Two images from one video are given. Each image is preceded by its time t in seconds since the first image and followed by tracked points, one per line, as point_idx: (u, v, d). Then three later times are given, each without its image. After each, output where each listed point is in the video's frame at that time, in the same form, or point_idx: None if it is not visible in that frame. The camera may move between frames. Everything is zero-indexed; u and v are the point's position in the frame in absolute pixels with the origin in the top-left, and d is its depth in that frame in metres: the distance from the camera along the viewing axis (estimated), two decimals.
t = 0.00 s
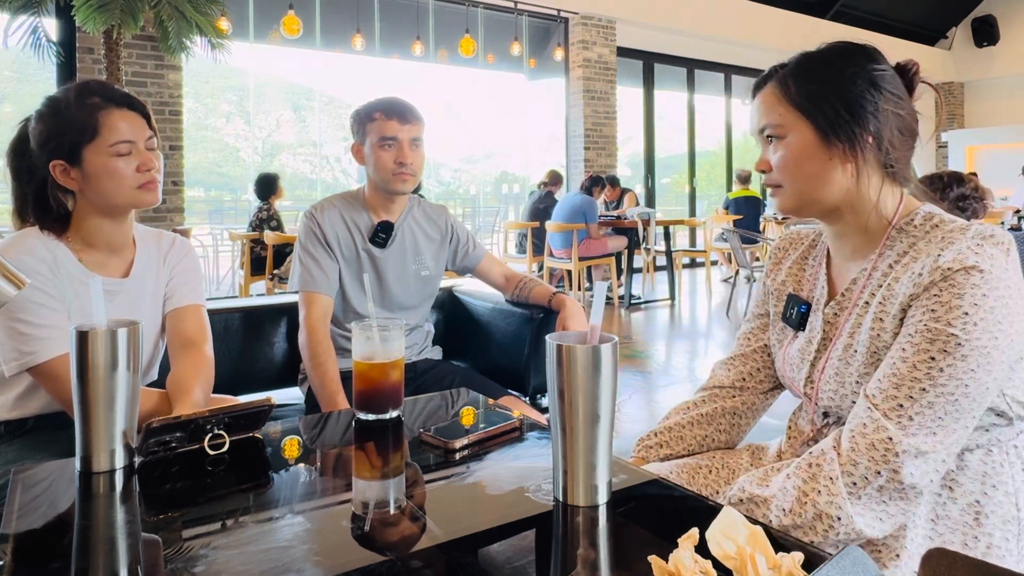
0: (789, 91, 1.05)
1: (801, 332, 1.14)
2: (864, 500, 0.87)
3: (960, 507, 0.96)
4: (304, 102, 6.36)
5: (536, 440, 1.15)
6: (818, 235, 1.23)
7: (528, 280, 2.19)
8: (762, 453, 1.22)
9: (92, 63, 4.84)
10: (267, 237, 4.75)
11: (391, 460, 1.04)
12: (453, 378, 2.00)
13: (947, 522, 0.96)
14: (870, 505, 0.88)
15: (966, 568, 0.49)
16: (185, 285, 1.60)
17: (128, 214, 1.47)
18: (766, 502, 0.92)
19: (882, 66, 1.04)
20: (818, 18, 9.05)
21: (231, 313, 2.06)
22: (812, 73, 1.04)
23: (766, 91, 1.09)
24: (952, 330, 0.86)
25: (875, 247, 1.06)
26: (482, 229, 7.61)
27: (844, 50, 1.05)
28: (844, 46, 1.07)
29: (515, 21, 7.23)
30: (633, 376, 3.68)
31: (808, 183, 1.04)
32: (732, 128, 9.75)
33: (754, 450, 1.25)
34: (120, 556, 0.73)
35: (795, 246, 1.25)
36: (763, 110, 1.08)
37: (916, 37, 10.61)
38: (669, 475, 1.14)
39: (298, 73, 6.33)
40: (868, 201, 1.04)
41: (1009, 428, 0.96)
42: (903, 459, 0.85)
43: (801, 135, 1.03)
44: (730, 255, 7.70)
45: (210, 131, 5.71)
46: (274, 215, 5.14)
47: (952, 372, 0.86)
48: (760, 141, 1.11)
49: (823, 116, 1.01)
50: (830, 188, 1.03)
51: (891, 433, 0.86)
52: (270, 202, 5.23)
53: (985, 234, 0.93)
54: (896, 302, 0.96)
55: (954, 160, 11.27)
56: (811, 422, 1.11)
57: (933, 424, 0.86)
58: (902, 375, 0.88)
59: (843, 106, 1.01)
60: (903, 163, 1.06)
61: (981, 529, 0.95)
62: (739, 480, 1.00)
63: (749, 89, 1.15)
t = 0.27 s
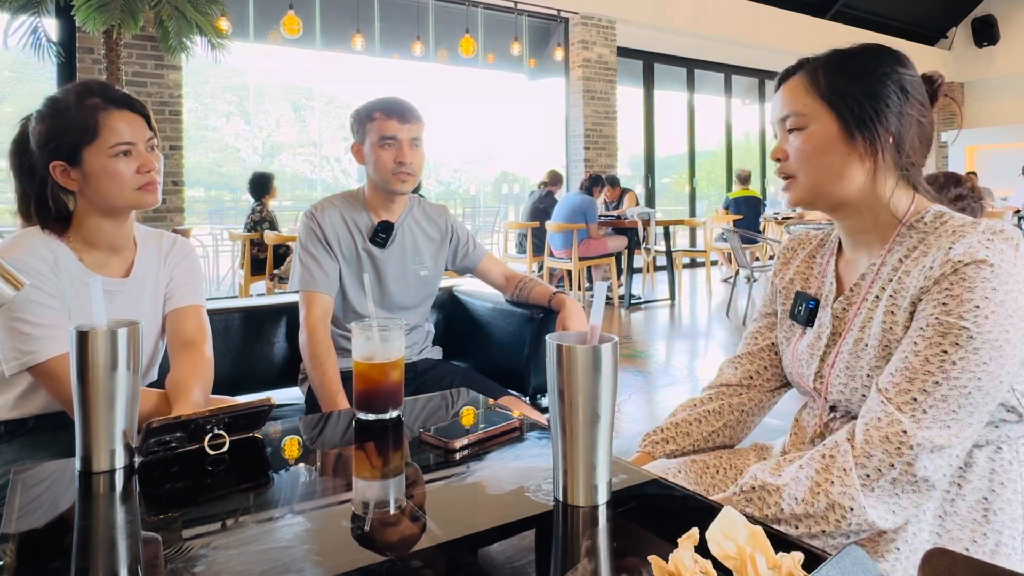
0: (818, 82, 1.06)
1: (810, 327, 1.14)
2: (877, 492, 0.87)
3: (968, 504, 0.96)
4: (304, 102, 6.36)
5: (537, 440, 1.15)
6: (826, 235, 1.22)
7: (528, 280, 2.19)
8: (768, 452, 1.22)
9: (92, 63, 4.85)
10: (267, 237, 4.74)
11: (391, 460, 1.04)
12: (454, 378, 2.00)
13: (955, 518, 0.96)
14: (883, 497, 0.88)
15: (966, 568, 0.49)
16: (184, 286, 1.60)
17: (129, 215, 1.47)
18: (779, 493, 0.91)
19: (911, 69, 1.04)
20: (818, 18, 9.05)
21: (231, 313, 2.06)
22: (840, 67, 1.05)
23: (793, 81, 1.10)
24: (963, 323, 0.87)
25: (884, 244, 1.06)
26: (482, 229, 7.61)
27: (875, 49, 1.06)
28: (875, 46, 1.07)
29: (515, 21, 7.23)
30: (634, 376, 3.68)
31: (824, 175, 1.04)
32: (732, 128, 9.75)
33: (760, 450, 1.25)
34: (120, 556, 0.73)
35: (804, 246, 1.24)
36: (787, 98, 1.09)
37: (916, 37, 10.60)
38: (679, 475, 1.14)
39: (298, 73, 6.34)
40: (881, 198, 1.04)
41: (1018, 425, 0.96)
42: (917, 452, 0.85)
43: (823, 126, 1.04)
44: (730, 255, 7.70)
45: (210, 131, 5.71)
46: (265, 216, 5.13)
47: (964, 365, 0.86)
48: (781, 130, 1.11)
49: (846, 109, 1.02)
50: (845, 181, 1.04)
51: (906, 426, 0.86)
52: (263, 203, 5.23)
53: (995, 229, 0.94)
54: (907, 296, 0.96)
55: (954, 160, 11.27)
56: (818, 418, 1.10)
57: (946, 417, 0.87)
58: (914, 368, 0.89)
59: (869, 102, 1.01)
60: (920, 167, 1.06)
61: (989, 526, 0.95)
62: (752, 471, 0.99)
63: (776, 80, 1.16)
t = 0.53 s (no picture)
0: (831, 78, 1.05)
1: (810, 323, 1.14)
2: (876, 483, 0.87)
3: (965, 501, 0.96)
4: (304, 102, 6.36)
5: (536, 440, 1.15)
6: (829, 234, 1.23)
7: (528, 280, 2.20)
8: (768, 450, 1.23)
9: (92, 63, 4.84)
10: (267, 237, 4.74)
11: (391, 460, 1.04)
12: (453, 377, 2.00)
13: (952, 515, 0.96)
14: (881, 488, 0.87)
15: (966, 568, 0.48)
16: (185, 286, 1.60)
17: (129, 214, 1.47)
18: (779, 483, 0.91)
19: (922, 70, 1.05)
20: (818, 18, 9.05)
21: (231, 313, 2.06)
22: (853, 64, 1.05)
23: (804, 77, 1.10)
24: (963, 316, 0.87)
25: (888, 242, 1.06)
26: (482, 229, 7.61)
27: (887, 48, 1.06)
28: (886, 45, 1.08)
29: (515, 21, 7.23)
30: (634, 376, 3.68)
31: (835, 170, 1.04)
32: (732, 128, 9.75)
33: (760, 448, 1.25)
34: (120, 556, 0.73)
35: (805, 245, 1.24)
36: (798, 94, 1.09)
37: (916, 37, 10.59)
38: (681, 474, 1.14)
39: (298, 73, 6.33)
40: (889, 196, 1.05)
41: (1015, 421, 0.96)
42: (916, 443, 0.85)
43: (835, 122, 1.04)
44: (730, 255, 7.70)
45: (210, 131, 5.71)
46: (259, 217, 5.13)
47: (964, 358, 0.86)
48: (791, 126, 1.11)
49: (859, 105, 1.02)
50: (855, 178, 1.04)
51: (905, 417, 0.86)
52: (258, 203, 5.23)
53: (995, 225, 0.95)
54: (908, 290, 0.97)
55: (954, 159, 11.27)
56: (817, 415, 1.10)
57: (946, 411, 0.87)
58: (914, 361, 0.89)
59: (881, 99, 1.01)
60: (926, 167, 1.06)
61: (987, 523, 0.95)
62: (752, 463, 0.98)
63: (786, 77, 1.16)
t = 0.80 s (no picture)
0: (830, 76, 1.06)
1: (807, 325, 1.14)
2: (871, 484, 0.87)
3: (964, 502, 0.96)
4: (304, 102, 6.36)
5: (536, 440, 1.15)
6: (827, 236, 1.22)
7: (528, 280, 2.20)
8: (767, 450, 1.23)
9: (92, 63, 4.85)
10: (267, 237, 4.74)
11: (391, 460, 1.04)
12: (453, 377, 2.00)
13: (949, 515, 0.96)
14: (877, 490, 0.87)
15: (966, 568, 0.49)
16: (185, 285, 1.60)
17: (129, 214, 1.47)
18: (773, 483, 0.92)
19: (921, 70, 1.05)
20: (818, 18, 9.05)
21: (231, 313, 2.06)
22: (852, 63, 1.05)
23: (804, 76, 1.10)
24: (957, 316, 0.87)
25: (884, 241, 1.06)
26: (482, 229, 7.61)
27: (888, 48, 1.06)
28: (887, 45, 1.08)
29: (515, 21, 7.23)
30: (633, 376, 3.68)
31: (832, 168, 1.04)
32: (732, 128, 9.75)
33: (758, 449, 1.25)
34: (120, 556, 0.73)
35: (803, 247, 1.24)
36: (797, 92, 1.09)
37: (917, 37, 10.59)
38: (676, 473, 1.14)
39: (298, 73, 6.34)
40: (885, 195, 1.05)
41: (1013, 422, 0.96)
42: (911, 444, 0.85)
43: (833, 119, 1.04)
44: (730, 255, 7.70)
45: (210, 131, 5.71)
46: (258, 217, 5.11)
47: (958, 358, 0.86)
48: (789, 124, 1.11)
49: (858, 102, 1.02)
50: (851, 175, 1.04)
51: (900, 418, 0.86)
52: (255, 204, 5.21)
53: (989, 223, 0.94)
54: (903, 290, 0.97)
55: (954, 159, 11.28)
56: (816, 416, 1.10)
57: (941, 411, 0.87)
58: (908, 361, 0.89)
59: (880, 98, 1.01)
60: (924, 167, 1.06)
61: (985, 523, 0.95)
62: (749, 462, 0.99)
63: (785, 77, 1.16)
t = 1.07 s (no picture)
0: (824, 75, 1.06)
1: (805, 327, 1.14)
2: (870, 487, 0.88)
3: (962, 503, 0.96)
4: (304, 102, 6.36)
5: (536, 440, 1.15)
6: (824, 236, 1.23)
7: (528, 280, 2.20)
8: (768, 451, 1.23)
9: (92, 63, 4.85)
10: (267, 237, 4.73)
11: (391, 460, 1.04)
12: (453, 377, 2.00)
13: (949, 518, 0.96)
14: (874, 493, 0.88)
15: (967, 568, 0.49)
16: (184, 285, 1.60)
17: (129, 214, 1.47)
18: (773, 486, 0.91)
19: (917, 71, 1.05)
20: (818, 18, 9.05)
21: (231, 313, 2.06)
22: (847, 63, 1.05)
23: (799, 76, 1.10)
24: (956, 319, 0.87)
25: (880, 241, 1.05)
26: (482, 229, 7.61)
27: (883, 48, 1.06)
28: (882, 46, 1.08)
29: (515, 21, 7.23)
30: (634, 376, 3.68)
31: (826, 167, 1.04)
32: (732, 128, 9.74)
33: (757, 449, 1.25)
34: (120, 556, 0.73)
35: (801, 247, 1.24)
36: (792, 92, 1.09)
37: (917, 37, 10.59)
38: (675, 476, 1.15)
39: (299, 73, 6.34)
40: (880, 195, 1.04)
41: (1011, 423, 0.96)
42: (911, 448, 0.85)
43: (826, 118, 1.04)
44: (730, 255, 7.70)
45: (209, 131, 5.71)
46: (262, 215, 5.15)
47: (958, 361, 0.86)
48: (784, 124, 1.11)
49: (852, 103, 1.02)
50: (845, 175, 1.04)
51: (899, 422, 0.86)
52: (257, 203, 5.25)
53: (989, 226, 0.94)
54: (901, 292, 0.96)
55: (954, 160, 11.28)
56: (815, 418, 1.09)
57: (940, 415, 0.87)
58: (907, 364, 0.88)
59: (874, 98, 1.02)
60: (920, 167, 1.06)
61: (985, 525, 0.95)
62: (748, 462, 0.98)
63: (780, 76, 1.16)
